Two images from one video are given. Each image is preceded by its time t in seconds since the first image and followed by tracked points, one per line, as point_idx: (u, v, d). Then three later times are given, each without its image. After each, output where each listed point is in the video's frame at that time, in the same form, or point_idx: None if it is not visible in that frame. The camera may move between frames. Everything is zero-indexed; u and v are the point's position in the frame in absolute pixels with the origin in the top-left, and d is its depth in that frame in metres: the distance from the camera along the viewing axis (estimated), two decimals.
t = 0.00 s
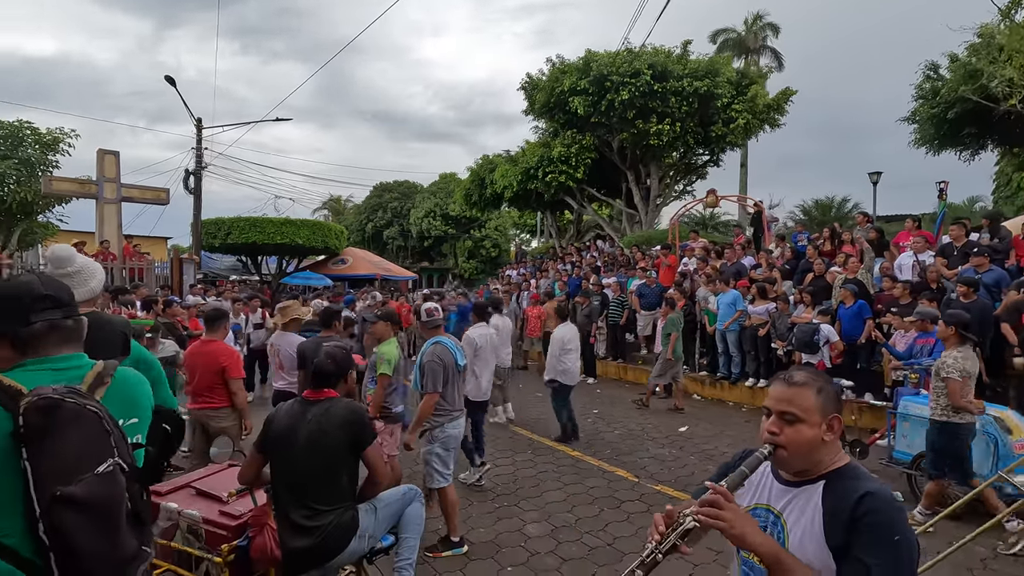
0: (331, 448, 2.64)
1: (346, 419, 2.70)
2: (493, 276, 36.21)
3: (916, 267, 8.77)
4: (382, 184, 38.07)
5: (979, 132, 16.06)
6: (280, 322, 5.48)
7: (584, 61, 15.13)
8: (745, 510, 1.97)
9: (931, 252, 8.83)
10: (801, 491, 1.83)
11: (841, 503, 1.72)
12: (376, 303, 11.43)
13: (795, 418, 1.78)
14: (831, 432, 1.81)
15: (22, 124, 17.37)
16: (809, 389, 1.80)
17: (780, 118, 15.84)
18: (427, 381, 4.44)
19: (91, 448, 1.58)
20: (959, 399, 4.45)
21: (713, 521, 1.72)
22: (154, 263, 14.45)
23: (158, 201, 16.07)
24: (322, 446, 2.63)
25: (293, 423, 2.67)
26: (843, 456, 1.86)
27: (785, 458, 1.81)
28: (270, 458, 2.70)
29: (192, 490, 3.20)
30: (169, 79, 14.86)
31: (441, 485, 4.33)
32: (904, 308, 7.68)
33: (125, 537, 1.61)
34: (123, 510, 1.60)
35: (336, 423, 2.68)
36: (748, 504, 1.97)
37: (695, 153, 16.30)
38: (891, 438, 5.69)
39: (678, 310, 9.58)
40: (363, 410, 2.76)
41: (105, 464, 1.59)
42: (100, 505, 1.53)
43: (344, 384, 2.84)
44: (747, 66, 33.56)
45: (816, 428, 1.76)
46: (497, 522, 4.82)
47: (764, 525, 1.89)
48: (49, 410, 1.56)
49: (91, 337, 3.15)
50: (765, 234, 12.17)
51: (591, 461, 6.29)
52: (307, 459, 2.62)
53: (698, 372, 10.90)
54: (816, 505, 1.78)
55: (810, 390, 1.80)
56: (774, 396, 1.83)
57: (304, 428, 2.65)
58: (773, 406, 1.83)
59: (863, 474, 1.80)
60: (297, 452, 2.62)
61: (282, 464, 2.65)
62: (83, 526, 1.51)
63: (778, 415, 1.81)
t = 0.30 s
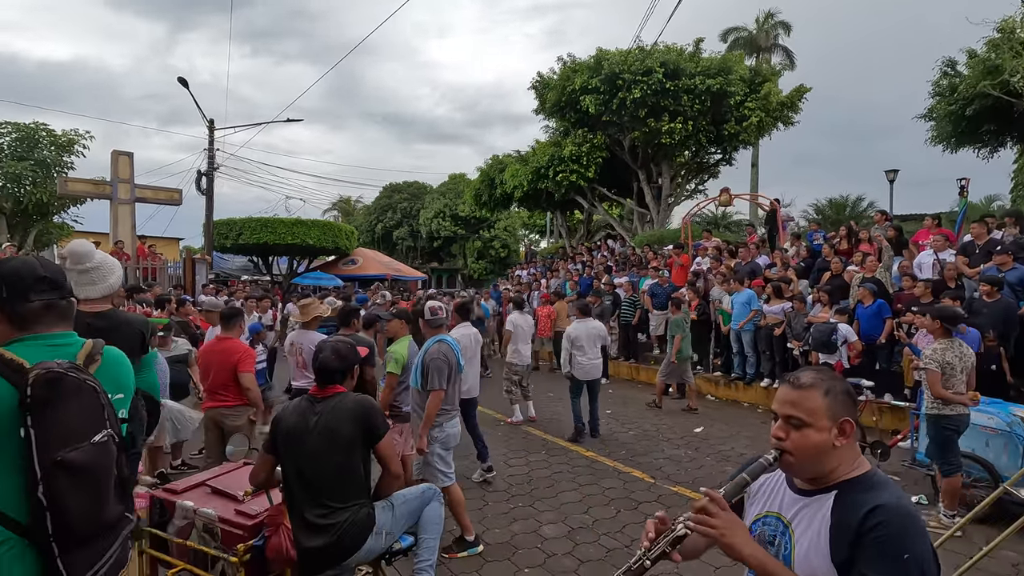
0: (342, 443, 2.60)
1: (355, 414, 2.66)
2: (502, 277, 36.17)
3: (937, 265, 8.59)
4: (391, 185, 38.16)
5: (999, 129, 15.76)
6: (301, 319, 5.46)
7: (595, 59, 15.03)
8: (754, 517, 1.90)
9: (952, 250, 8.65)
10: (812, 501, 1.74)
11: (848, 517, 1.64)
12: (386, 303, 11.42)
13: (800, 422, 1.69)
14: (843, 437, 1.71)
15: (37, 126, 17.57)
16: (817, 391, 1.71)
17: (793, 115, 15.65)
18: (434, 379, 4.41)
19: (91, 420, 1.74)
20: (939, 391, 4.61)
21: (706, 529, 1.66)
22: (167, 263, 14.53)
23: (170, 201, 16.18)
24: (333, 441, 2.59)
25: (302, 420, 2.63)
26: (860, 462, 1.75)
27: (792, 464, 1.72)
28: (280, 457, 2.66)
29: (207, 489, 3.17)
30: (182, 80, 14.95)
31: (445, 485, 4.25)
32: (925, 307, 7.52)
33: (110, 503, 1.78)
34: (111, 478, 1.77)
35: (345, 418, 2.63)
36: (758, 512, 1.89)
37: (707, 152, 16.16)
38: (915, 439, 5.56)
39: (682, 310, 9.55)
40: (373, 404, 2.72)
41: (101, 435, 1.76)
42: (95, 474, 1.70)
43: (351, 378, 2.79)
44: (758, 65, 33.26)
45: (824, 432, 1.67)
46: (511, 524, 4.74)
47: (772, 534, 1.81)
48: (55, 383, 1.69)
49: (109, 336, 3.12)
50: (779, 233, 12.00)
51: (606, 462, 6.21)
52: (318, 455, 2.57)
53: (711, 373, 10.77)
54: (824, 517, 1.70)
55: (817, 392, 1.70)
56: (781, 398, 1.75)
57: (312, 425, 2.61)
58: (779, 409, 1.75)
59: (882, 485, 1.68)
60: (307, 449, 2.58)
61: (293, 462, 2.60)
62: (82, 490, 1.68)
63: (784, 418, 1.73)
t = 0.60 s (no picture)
0: (359, 442, 2.49)
1: (374, 410, 2.55)
2: (509, 279, 36.10)
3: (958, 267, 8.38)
4: (399, 187, 38.19)
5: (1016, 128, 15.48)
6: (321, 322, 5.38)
7: (605, 59, 14.91)
8: (771, 551, 1.72)
9: (974, 251, 8.44)
10: (833, 544, 1.53)
11: (871, 566, 1.42)
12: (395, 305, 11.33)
13: (817, 453, 1.48)
14: (871, 473, 1.47)
15: (49, 129, 17.67)
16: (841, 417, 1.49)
17: (806, 116, 15.46)
18: (431, 383, 4.26)
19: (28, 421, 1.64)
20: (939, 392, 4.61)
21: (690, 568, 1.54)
22: (176, 265, 14.54)
23: (180, 204, 16.20)
24: (349, 439, 2.48)
25: (315, 420, 2.51)
26: (900, 505, 1.50)
27: (808, 497, 1.51)
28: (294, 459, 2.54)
29: (215, 497, 3.06)
30: (191, 83, 14.96)
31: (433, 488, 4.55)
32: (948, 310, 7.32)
33: (56, 511, 1.64)
34: (55, 486, 1.64)
35: (361, 415, 2.52)
36: (776, 543, 1.70)
37: (718, 153, 16.01)
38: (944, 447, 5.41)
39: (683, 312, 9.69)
40: (391, 401, 2.61)
41: (40, 442, 1.65)
42: (35, 477, 1.58)
43: (365, 376, 2.67)
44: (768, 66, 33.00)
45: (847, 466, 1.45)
46: (524, 531, 4.61)
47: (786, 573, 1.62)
48: None
49: (121, 339, 2.99)
50: (794, 235, 11.81)
51: (622, 468, 6.07)
52: (333, 455, 2.46)
53: (725, 377, 10.58)
54: (845, 564, 1.48)
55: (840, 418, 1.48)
56: (799, 423, 1.54)
57: (326, 424, 2.49)
58: (796, 436, 1.53)
59: (920, 537, 1.43)
60: (322, 448, 2.47)
61: (308, 463, 2.49)
62: (19, 496, 1.53)
63: (800, 445, 1.52)
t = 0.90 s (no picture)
0: (388, 448, 2.31)
1: (399, 415, 2.40)
2: (513, 283, 35.91)
3: (978, 271, 8.16)
4: (403, 192, 38.11)
5: None
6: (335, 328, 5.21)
7: (612, 61, 14.77)
8: None
9: (993, 255, 8.22)
10: None
11: None
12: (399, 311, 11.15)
13: (829, 518, 1.22)
14: (904, 544, 1.20)
15: (53, 133, 17.62)
16: (855, 475, 1.20)
17: (815, 118, 15.27)
18: (422, 393, 4.11)
19: None
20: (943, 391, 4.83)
21: None
22: (178, 269, 14.40)
23: (183, 207, 16.09)
24: (379, 447, 2.29)
25: (333, 430, 2.27)
26: None
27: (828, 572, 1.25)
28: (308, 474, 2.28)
29: (212, 516, 2.89)
30: (195, 86, 14.85)
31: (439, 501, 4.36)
32: (969, 314, 7.09)
33: None
34: None
35: (388, 421, 2.35)
36: None
37: (726, 156, 15.82)
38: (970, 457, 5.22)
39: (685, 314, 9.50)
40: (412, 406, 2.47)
41: None
42: None
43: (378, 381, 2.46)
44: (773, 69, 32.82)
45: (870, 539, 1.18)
46: (535, 548, 4.40)
47: None
48: None
49: (116, 348, 2.80)
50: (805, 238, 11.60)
51: (634, 479, 5.86)
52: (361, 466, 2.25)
53: (736, 383, 10.34)
54: None
55: (855, 474, 1.21)
56: (807, 477, 1.28)
57: (349, 432, 2.27)
58: (805, 491, 1.28)
59: None
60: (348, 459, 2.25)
61: (331, 477, 2.24)
62: None
63: (810, 507, 1.27)
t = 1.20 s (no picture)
0: (440, 480, 2.00)
1: (453, 444, 2.07)
2: (515, 286, 35.73)
3: (997, 272, 7.97)
4: (404, 193, 37.98)
5: None
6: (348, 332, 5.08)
7: (619, 60, 14.63)
8: None
9: (1013, 256, 8.02)
10: None
11: None
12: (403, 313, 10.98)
13: (938, 551, 1.06)
14: None
15: (53, 134, 17.49)
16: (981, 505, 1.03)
17: (823, 118, 15.11)
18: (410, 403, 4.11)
19: None
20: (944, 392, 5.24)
21: None
22: (180, 271, 14.24)
23: (184, 208, 15.94)
24: (429, 477, 1.97)
25: (381, 450, 1.97)
26: None
27: None
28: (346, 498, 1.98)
29: (213, 532, 2.70)
30: (196, 87, 14.74)
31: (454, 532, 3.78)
32: (991, 317, 6.91)
33: None
34: None
35: (443, 449, 2.03)
36: None
37: (733, 157, 15.65)
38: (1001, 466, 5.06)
39: (696, 317, 9.29)
40: (468, 435, 2.15)
41: None
42: None
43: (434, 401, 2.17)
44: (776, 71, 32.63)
45: None
46: (550, 561, 4.21)
47: None
48: None
49: (110, 357, 2.61)
50: (816, 239, 11.42)
51: (649, 487, 5.68)
52: (409, 497, 1.95)
53: (746, 387, 10.15)
54: None
55: (981, 503, 1.04)
56: (909, 502, 1.13)
57: (399, 456, 1.97)
58: (901, 517, 1.14)
59: None
60: (396, 487, 1.95)
61: (374, 505, 1.94)
62: None
63: (911, 537, 1.11)
